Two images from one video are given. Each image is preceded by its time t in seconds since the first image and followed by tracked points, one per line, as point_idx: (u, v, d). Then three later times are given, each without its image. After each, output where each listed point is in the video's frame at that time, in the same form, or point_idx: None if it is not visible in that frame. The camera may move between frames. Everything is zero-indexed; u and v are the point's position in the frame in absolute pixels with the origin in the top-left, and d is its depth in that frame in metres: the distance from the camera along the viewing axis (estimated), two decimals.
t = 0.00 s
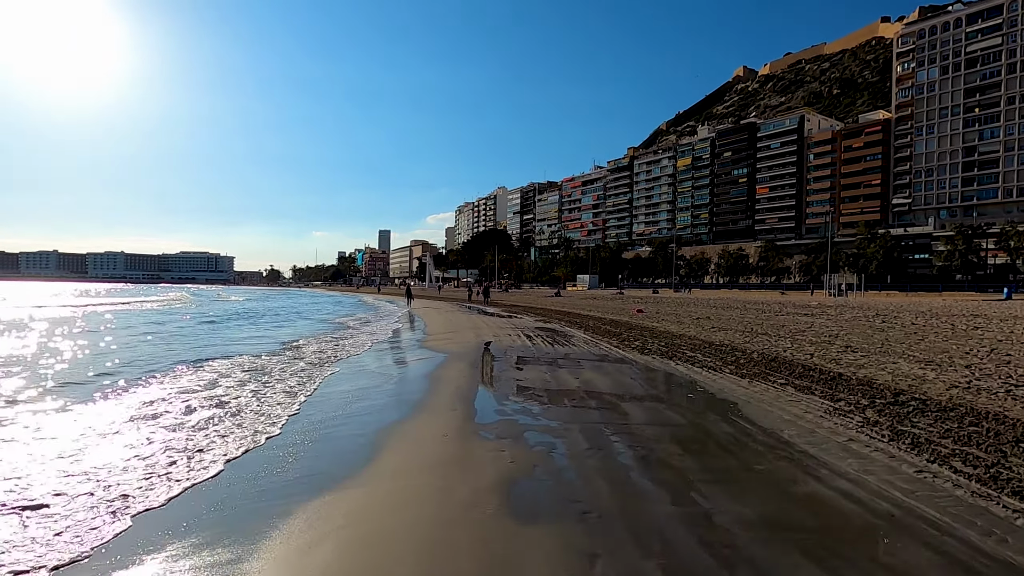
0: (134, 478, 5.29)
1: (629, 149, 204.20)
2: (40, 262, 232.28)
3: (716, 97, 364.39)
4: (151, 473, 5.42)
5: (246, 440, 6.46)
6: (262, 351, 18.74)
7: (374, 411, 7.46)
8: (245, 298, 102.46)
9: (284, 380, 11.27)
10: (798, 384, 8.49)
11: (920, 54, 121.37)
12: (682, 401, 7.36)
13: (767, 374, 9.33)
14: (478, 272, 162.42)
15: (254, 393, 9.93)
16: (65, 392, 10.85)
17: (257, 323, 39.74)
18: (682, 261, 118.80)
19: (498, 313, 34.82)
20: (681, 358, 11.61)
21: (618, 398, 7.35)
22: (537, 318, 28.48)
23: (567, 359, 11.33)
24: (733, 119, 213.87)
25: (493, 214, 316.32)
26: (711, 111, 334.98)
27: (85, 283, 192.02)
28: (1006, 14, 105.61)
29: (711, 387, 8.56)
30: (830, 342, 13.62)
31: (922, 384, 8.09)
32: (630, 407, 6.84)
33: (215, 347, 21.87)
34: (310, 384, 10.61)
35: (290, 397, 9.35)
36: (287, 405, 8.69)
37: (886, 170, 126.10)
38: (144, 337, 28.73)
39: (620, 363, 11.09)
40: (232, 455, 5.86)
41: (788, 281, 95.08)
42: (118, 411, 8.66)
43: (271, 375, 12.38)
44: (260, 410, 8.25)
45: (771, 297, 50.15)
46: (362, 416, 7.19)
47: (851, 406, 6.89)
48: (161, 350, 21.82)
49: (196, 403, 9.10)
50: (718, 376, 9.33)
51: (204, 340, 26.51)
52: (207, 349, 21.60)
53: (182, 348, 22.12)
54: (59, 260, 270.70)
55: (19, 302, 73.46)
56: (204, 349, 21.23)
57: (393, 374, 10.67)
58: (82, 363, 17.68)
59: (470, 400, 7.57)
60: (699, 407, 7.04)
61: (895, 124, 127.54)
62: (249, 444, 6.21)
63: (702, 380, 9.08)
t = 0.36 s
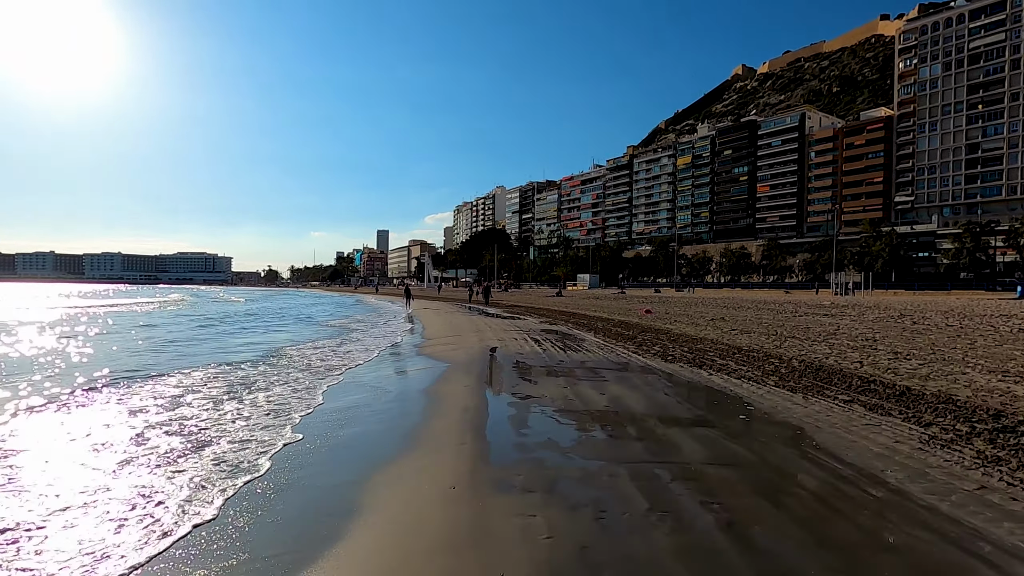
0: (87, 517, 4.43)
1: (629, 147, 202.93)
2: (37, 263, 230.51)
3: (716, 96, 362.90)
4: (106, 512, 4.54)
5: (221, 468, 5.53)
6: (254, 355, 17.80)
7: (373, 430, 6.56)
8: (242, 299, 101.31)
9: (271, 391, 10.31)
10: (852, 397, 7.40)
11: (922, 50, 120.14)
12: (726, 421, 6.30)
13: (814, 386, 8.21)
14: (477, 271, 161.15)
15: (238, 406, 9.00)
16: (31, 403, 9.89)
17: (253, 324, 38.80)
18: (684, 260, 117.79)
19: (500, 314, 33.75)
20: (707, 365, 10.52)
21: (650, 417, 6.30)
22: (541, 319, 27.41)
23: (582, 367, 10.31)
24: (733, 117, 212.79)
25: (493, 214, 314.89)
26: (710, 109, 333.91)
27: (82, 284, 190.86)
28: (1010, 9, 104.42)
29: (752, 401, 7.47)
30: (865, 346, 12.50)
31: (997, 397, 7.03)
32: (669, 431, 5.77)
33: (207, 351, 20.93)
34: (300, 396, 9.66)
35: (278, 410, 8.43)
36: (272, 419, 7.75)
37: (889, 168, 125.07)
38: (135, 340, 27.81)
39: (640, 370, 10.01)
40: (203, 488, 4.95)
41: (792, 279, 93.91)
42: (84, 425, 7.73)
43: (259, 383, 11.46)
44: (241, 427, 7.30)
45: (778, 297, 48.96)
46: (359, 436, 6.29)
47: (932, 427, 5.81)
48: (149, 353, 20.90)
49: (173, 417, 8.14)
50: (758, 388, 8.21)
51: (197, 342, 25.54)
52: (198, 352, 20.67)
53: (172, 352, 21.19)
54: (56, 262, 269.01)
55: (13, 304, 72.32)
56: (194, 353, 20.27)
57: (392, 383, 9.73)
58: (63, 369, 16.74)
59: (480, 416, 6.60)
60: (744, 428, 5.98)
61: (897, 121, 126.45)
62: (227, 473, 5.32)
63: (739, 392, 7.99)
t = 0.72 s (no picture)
0: None
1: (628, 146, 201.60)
2: (32, 263, 228.18)
3: (715, 95, 361.65)
4: None
5: (154, 514, 4.32)
6: (237, 360, 16.55)
7: (354, 460, 5.40)
8: (238, 299, 99.94)
9: (242, 406, 9.06)
10: (933, 419, 6.06)
11: (925, 47, 118.76)
12: (791, 454, 4.99)
13: (875, 402, 6.91)
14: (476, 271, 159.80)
15: (199, 425, 7.76)
16: None
17: (244, 326, 37.48)
18: (685, 259, 116.56)
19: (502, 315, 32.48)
20: (738, 374, 9.23)
21: (695, 447, 5.01)
22: (545, 320, 26.16)
23: (595, 375, 9.07)
24: (732, 116, 211.53)
25: (492, 213, 313.52)
26: (709, 108, 332.82)
27: (77, 284, 189.06)
28: (1014, 5, 103.06)
29: (809, 423, 6.15)
30: (911, 352, 11.16)
31: None
32: (724, 472, 4.45)
33: (190, 354, 19.70)
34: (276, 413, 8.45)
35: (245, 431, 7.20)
36: (234, 444, 6.52)
37: (891, 166, 123.96)
38: (118, 342, 26.56)
39: (664, 380, 8.70)
40: (118, 547, 3.76)
41: (796, 279, 92.53)
42: (17, 451, 6.57)
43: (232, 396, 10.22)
44: (191, 454, 6.06)
45: (785, 296, 47.67)
46: (334, 469, 5.12)
47: None
48: (127, 357, 19.65)
49: (128, 439, 6.99)
50: (811, 406, 6.88)
51: (182, 344, 24.29)
52: (179, 355, 19.42)
53: (151, 355, 19.95)
54: (51, 262, 266.79)
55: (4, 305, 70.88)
56: (174, 357, 19.03)
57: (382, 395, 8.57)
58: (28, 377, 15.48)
59: (483, 442, 5.42)
60: (816, 465, 4.68)
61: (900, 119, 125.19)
62: (158, 524, 4.11)
63: (791, 412, 6.66)
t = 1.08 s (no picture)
0: None
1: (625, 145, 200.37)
2: (24, 266, 225.26)
3: (712, 96, 361.21)
4: None
5: None
6: (209, 368, 15.16)
7: (311, 503, 4.08)
8: (232, 301, 98.30)
9: (204, 417, 7.77)
10: None
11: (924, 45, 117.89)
12: (901, 516, 3.66)
13: (969, 432, 5.53)
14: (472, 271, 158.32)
15: (144, 447, 6.41)
16: None
17: (231, 329, 36.00)
18: (684, 258, 115.43)
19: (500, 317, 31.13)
20: (779, 389, 7.85)
21: (771, 509, 3.68)
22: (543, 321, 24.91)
23: (612, 392, 7.72)
24: (729, 115, 210.88)
25: (488, 213, 312.11)
26: (706, 108, 332.37)
27: (69, 286, 186.62)
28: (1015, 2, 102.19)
29: (897, 461, 4.81)
30: (965, 361, 9.80)
31: None
32: (826, 552, 3.13)
33: (163, 361, 18.35)
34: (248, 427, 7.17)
35: (199, 456, 5.87)
36: (176, 477, 5.20)
37: (890, 164, 123.12)
38: (97, 348, 25.24)
39: (693, 400, 7.33)
40: None
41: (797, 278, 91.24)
42: None
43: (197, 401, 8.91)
44: (103, 499, 4.65)
45: (789, 295, 46.46)
46: (286, 517, 3.81)
47: None
48: (99, 364, 18.34)
49: (71, 460, 5.84)
50: (889, 436, 5.55)
51: (160, 351, 22.92)
52: (151, 361, 18.09)
53: (123, 361, 18.60)
54: (44, 264, 263.94)
55: None
56: (144, 363, 17.65)
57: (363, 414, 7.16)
58: None
59: (483, 485, 4.13)
60: (948, 536, 3.32)
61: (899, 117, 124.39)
62: None
63: (870, 445, 5.29)
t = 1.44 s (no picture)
0: None
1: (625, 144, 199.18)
2: (21, 266, 223.14)
3: (711, 96, 359.79)
4: None
5: None
6: (186, 370, 14.05)
7: None
8: (227, 302, 96.95)
9: (147, 437, 6.61)
10: None
11: (927, 44, 116.74)
12: None
13: None
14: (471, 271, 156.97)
15: (54, 476, 5.27)
16: None
17: (221, 330, 34.83)
18: (685, 259, 114.22)
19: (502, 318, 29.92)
20: (832, 410, 6.59)
21: None
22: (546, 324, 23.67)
23: (634, 412, 6.49)
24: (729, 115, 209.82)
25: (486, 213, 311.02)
26: (705, 108, 331.83)
27: (62, 286, 184.76)
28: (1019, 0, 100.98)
29: None
30: None
31: None
32: None
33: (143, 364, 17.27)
34: (191, 451, 5.98)
35: (116, 493, 4.73)
36: (66, 526, 4.04)
37: (892, 164, 122.09)
38: (79, 351, 24.14)
39: (736, 424, 6.06)
40: None
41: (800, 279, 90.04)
42: None
43: (145, 415, 7.74)
44: None
45: (795, 297, 45.14)
46: None
47: None
48: (74, 367, 17.24)
49: None
50: (997, 478, 4.35)
51: (142, 353, 21.80)
52: (127, 363, 16.97)
53: (98, 364, 17.50)
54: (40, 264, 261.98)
55: None
56: (118, 366, 16.47)
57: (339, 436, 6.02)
58: None
59: (488, 572, 2.98)
60: None
61: (900, 116, 123.33)
62: None
63: (981, 494, 4.07)
